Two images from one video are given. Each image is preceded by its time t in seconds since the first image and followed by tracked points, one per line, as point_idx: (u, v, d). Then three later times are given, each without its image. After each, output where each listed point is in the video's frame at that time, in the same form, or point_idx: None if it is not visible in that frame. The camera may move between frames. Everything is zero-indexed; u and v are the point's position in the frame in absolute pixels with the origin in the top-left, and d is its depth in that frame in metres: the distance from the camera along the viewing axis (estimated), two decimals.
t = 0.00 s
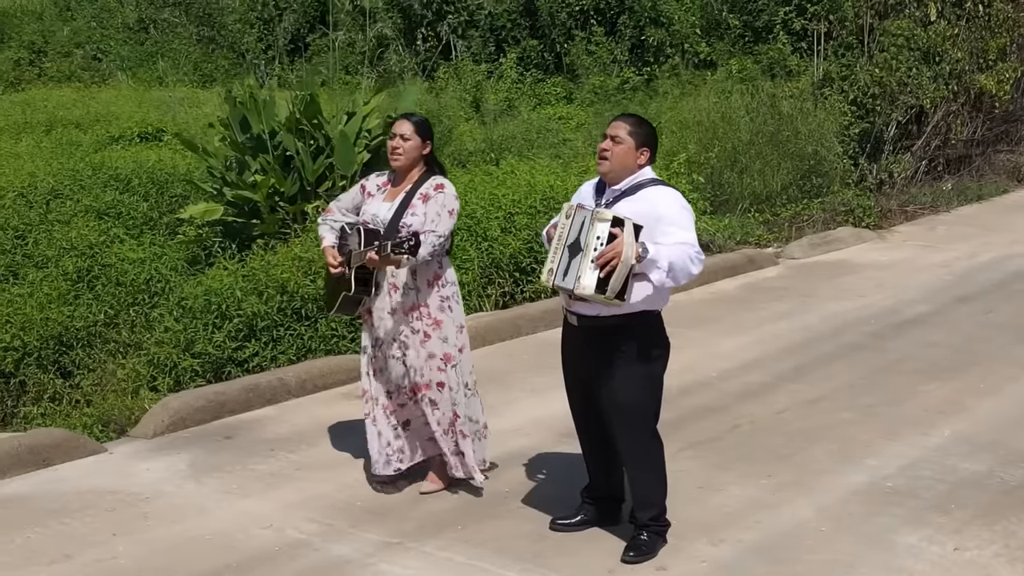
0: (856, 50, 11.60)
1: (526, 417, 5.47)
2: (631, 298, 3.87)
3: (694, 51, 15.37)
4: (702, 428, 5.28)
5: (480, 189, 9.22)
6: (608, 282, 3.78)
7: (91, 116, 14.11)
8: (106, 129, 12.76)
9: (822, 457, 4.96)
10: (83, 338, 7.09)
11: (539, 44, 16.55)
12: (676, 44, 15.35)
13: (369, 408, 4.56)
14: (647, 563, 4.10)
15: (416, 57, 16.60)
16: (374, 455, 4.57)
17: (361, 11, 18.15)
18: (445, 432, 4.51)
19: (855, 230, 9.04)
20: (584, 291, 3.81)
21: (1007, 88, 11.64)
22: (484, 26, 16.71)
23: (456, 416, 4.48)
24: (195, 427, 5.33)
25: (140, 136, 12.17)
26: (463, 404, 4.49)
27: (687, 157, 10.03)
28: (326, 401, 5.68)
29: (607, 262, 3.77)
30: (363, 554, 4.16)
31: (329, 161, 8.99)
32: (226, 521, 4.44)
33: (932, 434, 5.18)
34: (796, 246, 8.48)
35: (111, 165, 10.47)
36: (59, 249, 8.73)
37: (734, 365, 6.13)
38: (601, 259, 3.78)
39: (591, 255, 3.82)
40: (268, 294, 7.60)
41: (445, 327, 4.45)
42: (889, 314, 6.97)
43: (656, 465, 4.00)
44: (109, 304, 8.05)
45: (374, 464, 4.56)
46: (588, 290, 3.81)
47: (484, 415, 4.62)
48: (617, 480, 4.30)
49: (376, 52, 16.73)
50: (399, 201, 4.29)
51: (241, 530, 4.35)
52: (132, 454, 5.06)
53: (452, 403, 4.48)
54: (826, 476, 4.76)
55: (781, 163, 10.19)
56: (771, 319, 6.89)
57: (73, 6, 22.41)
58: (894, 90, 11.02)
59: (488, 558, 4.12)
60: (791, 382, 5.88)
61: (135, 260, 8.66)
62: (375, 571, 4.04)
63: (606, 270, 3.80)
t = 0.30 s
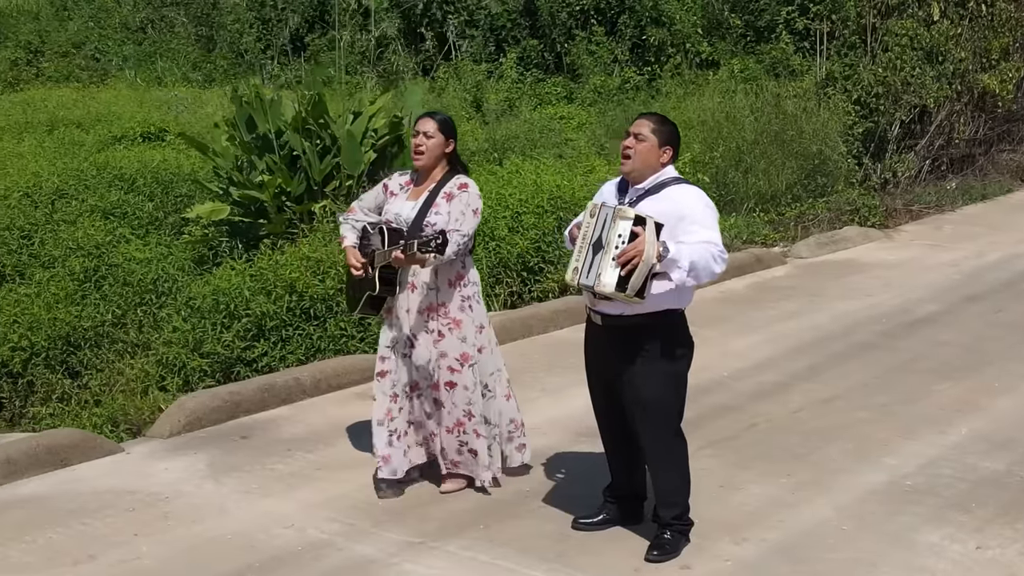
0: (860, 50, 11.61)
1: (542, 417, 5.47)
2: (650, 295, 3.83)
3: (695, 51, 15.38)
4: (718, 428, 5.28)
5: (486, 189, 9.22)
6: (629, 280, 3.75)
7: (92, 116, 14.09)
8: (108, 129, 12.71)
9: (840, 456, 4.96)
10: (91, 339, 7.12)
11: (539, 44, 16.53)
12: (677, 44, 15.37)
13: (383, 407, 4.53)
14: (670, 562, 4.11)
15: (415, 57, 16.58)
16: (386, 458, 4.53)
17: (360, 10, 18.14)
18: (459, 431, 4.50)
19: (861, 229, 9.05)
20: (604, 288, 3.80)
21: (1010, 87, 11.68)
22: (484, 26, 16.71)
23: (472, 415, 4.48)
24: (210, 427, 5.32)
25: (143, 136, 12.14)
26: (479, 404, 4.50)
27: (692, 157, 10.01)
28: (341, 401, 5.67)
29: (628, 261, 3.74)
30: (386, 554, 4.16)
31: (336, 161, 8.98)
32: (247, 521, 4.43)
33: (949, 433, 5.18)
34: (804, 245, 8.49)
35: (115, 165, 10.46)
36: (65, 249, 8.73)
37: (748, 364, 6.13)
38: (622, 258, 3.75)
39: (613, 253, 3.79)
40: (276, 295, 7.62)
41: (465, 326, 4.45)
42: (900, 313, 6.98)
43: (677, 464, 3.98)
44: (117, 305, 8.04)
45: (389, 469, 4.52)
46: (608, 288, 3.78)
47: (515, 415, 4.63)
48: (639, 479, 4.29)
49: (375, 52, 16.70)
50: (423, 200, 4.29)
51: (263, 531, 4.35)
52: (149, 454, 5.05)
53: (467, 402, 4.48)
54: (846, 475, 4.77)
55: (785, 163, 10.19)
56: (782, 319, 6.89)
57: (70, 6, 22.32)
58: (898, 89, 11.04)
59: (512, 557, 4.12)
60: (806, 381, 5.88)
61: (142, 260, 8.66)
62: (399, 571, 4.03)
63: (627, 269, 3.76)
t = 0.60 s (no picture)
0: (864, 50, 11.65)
1: (560, 418, 5.47)
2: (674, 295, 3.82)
3: (697, 51, 15.40)
4: (736, 428, 5.29)
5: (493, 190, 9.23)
6: (654, 283, 3.74)
7: (94, 116, 14.09)
8: (111, 130, 12.69)
9: (860, 457, 4.97)
10: (101, 339, 7.20)
11: (540, 44, 16.53)
12: (679, 45, 15.38)
13: (400, 408, 4.48)
14: (696, 563, 4.12)
15: (416, 57, 16.58)
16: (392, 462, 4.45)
17: (359, 10, 18.13)
18: (474, 431, 4.50)
19: (869, 230, 9.06)
20: (629, 290, 3.78)
21: (1014, 88, 11.71)
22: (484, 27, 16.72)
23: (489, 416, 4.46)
24: (228, 428, 5.32)
25: (147, 136, 12.13)
26: (496, 405, 4.48)
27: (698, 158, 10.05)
28: (358, 402, 5.67)
29: (654, 264, 3.72)
30: (411, 556, 4.16)
31: (343, 161, 8.96)
32: (270, 522, 4.43)
33: (967, 433, 5.19)
34: (812, 246, 8.50)
35: (121, 166, 10.45)
36: (73, 251, 8.74)
37: (762, 365, 6.14)
38: (648, 260, 3.73)
39: (638, 255, 3.77)
40: (286, 296, 7.66)
41: (489, 328, 4.43)
42: (911, 313, 6.98)
43: (704, 463, 4.00)
44: (125, 306, 8.04)
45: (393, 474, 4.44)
46: (634, 290, 3.77)
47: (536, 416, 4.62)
48: (664, 479, 4.30)
49: (375, 53, 16.69)
50: (449, 202, 4.29)
51: (286, 532, 4.35)
52: (168, 455, 5.05)
53: (484, 403, 4.47)
54: (866, 475, 4.77)
55: (791, 163, 10.20)
56: (794, 319, 6.90)
57: (68, 6, 22.26)
58: (902, 89, 11.06)
59: (537, 558, 4.13)
60: (821, 382, 5.89)
61: (150, 261, 8.67)
62: (424, 573, 4.03)
63: (652, 271, 3.75)
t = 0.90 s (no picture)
0: (868, 51, 11.68)
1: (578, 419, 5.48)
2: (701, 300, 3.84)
3: (700, 52, 15.40)
4: (755, 430, 5.30)
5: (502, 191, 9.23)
6: (683, 290, 3.77)
7: (97, 116, 14.09)
8: (114, 131, 12.67)
9: (880, 457, 4.97)
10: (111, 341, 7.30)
11: (541, 45, 16.54)
12: (682, 45, 15.40)
13: (427, 410, 4.49)
14: (722, 564, 4.13)
15: (416, 58, 16.58)
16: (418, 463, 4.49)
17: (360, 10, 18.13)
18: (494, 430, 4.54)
19: (877, 230, 9.08)
20: (658, 297, 3.80)
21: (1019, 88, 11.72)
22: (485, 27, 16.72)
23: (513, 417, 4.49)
24: (247, 430, 5.32)
25: (151, 137, 12.11)
26: (520, 408, 4.50)
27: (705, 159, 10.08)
28: (375, 403, 5.67)
29: (682, 271, 3.75)
30: (435, 558, 4.16)
31: (352, 162, 8.96)
32: (294, 525, 4.43)
33: (985, 434, 5.20)
34: (821, 247, 8.52)
35: (126, 166, 10.45)
36: (81, 253, 8.73)
37: (777, 366, 6.15)
38: (676, 268, 3.76)
39: (667, 262, 3.80)
40: (296, 297, 7.67)
41: (515, 330, 4.45)
42: (923, 314, 7.00)
43: (730, 463, 4.02)
44: (134, 308, 8.04)
45: (419, 475, 4.48)
46: (662, 296, 3.79)
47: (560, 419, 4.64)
48: (690, 481, 4.32)
49: (376, 53, 16.68)
50: (477, 205, 4.32)
51: (310, 534, 4.35)
52: (188, 457, 5.05)
53: (508, 403, 4.50)
54: (887, 476, 4.78)
55: (797, 163, 10.21)
56: (807, 320, 6.91)
57: (66, 6, 22.23)
58: (907, 90, 11.06)
59: (563, 560, 4.13)
60: (837, 382, 5.90)
61: (158, 263, 8.66)
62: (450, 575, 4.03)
63: (681, 279, 3.78)
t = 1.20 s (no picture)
0: (872, 52, 11.69)
1: (596, 420, 5.48)
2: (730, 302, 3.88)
3: (703, 53, 15.41)
4: (774, 430, 5.30)
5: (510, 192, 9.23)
6: (713, 293, 3.80)
7: (100, 116, 14.09)
8: (118, 131, 12.64)
9: (900, 457, 4.98)
10: (119, 342, 7.54)
11: (542, 45, 16.53)
12: (684, 46, 15.43)
13: (465, 413, 4.51)
14: (749, 565, 4.13)
15: (416, 58, 16.56)
16: (458, 467, 4.50)
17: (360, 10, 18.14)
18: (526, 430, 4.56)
19: (885, 230, 9.08)
20: (688, 299, 3.83)
21: None
22: (485, 28, 16.72)
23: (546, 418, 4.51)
24: (266, 431, 5.31)
25: (155, 139, 12.08)
26: (550, 408, 4.52)
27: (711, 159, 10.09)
28: (393, 404, 5.66)
29: (714, 274, 3.78)
30: (462, 559, 4.16)
31: (360, 163, 8.95)
32: (318, 526, 4.42)
33: (1005, 433, 5.20)
34: (830, 247, 8.52)
35: (132, 167, 10.44)
36: (90, 253, 8.74)
37: (793, 366, 6.16)
38: (706, 271, 3.79)
39: (697, 264, 3.82)
40: (307, 298, 7.67)
41: (544, 331, 4.49)
42: (935, 314, 7.01)
43: (756, 464, 4.02)
44: (143, 309, 8.05)
45: (462, 478, 4.49)
46: (692, 300, 3.82)
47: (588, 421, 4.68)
48: (714, 482, 4.33)
49: (376, 53, 16.66)
50: (506, 206, 4.45)
51: (336, 535, 4.35)
52: (208, 459, 5.04)
53: (539, 403, 4.52)
54: (909, 477, 4.79)
55: (803, 164, 10.21)
56: (820, 321, 6.92)
57: (64, 6, 22.18)
58: (912, 91, 11.07)
59: (590, 561, 4.13)
60: (853, 383, 5.90)
61: (167, 263, 8.66)
62: None
63: (710, 282, 3.80)
